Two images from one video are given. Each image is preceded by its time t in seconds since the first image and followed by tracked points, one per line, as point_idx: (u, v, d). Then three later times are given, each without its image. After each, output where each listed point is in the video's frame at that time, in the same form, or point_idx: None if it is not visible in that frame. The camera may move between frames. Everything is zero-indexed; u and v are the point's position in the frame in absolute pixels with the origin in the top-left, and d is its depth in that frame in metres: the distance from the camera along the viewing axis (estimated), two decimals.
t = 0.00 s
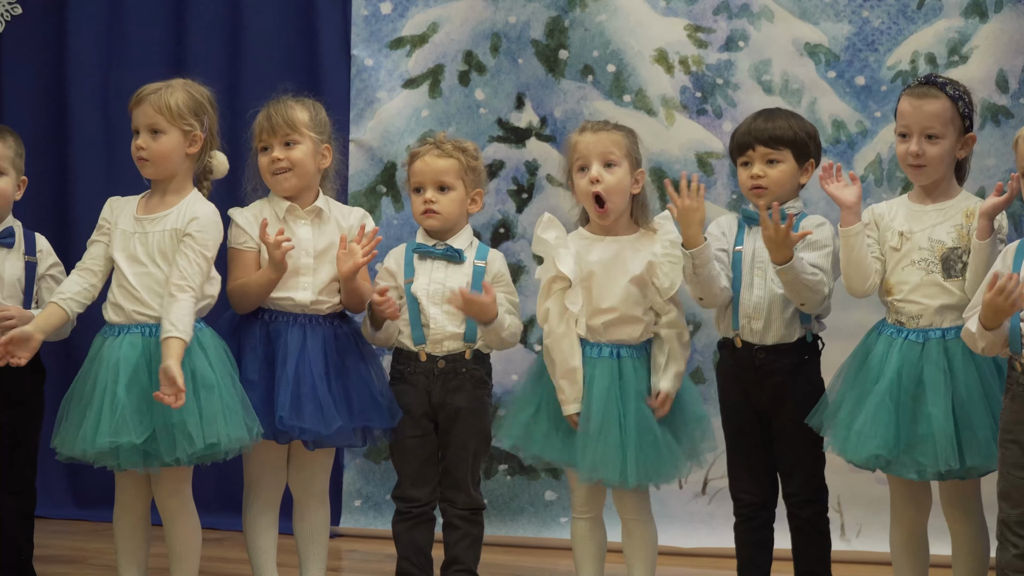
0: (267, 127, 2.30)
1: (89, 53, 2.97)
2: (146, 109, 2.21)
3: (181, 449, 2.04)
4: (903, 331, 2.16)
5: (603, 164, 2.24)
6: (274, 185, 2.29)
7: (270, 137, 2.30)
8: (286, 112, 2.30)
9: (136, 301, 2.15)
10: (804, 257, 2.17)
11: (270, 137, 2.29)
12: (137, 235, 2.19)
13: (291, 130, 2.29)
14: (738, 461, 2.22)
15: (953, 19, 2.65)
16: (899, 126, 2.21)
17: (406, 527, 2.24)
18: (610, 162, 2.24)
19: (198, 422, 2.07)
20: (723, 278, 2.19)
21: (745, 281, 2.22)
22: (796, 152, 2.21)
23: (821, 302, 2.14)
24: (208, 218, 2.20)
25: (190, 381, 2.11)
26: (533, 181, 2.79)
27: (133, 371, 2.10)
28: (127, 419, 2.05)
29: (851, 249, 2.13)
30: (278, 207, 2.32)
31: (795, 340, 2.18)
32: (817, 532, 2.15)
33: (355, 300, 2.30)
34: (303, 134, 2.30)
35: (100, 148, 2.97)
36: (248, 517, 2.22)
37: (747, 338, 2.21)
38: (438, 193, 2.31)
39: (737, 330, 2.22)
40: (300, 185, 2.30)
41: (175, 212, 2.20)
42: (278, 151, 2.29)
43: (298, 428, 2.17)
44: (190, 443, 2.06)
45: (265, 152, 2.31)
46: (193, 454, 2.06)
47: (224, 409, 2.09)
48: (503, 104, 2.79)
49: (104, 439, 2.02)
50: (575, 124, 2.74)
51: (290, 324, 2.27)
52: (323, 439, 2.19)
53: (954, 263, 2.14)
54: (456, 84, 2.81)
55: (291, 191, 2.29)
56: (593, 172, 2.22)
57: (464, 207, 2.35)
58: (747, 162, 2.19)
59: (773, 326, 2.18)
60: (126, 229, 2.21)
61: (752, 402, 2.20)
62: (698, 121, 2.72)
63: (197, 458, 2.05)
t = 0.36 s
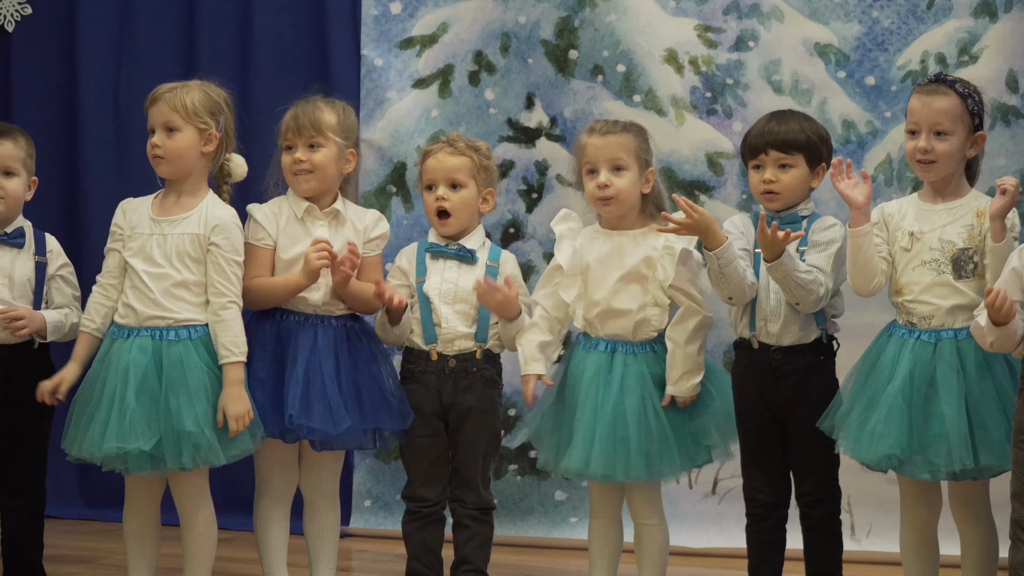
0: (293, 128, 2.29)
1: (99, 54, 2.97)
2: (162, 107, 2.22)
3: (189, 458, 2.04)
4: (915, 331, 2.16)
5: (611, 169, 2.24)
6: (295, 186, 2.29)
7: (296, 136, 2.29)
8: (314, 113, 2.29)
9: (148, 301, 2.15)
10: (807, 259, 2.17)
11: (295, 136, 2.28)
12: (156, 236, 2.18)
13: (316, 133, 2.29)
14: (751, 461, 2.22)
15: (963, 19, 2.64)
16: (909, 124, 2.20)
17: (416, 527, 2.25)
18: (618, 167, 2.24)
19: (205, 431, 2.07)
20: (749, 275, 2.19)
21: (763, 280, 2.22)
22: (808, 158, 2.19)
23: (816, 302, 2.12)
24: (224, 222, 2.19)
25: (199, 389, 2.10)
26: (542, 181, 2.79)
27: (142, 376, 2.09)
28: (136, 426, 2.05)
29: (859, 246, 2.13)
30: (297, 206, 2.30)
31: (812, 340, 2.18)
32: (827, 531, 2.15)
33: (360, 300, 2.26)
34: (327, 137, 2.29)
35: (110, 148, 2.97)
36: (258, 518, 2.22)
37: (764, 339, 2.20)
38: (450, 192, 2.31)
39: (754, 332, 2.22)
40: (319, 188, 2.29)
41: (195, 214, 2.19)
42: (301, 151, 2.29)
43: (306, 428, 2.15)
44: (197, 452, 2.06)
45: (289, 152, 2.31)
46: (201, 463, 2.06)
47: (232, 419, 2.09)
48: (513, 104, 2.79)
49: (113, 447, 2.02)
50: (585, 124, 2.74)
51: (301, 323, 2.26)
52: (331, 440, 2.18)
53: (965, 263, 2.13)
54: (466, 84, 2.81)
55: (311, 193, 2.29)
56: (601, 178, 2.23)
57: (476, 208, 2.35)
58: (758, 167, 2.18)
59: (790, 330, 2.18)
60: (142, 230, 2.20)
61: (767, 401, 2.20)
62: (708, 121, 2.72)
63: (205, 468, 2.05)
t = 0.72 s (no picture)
0: (301, 128, 2.25)
1: (107, 54, 2.97)
2: (169, 108, 2.21)
3: (212, 456, 2.03)
4: (927, 334, 2.16)
5: (608, 171, 2.21)
6: (286, 184, 2.26)
7: (303, 137, 2.25)
8: (324, 118, 2.25)
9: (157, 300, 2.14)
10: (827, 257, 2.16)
11: (302, 137, 2.24)
12: (166, 236, 2.18)
13: (323, 139, 2.26)
14: (762, 461, 2.22)
15: (973, 19, 2.64)
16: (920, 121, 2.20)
17: (425, 528, 2.25)
18: (615, 170, 2.21)
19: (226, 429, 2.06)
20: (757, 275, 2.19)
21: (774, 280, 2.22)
22: (817, 156, 2.19)
23: (839, 302, 2.12)
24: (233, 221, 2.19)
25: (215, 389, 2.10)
26: (552, 181, 2.79)
27: (157, 378, 2.08)
28: (156, 427, 2.03)
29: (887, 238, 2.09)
30: (292, 211, 2.27)
31: (825, 339, 2.18)
32: (838, 532, 2.15)
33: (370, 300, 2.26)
34: (333, 146, 2.26)
35: (118, 149, 2.97)
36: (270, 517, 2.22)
37: (776, 338, 2.20)
38: (459, 194, 2.31)
39: (767, 331, 2.21)
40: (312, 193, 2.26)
41: (202, 213, 2.20)
42: (304, 154, 2.25)
43: (358, 426, 2.15)
44: (219, 450, 2.05)
45: (291, 150, 2.27)
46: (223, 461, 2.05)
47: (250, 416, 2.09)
48: (523, 104, 2.79)
49: (137, 448, 1.99)
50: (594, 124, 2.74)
51: (329, 325, 2.25)
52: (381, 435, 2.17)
53: (980, 263, 2.13)
54: (475, 85, 2.81)
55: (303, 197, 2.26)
56: (596, 179, 2.20)
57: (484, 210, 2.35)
58: (768, 165, 2.18)
59: (802, 329, 2.18)
60: (149, 227, 2.19)
61: (778, 401, 2.20)
62: (717, 122, 2.72)
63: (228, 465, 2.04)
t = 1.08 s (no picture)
0: (321, 129, 2.24)
1: (116, 53, 2.97)
2: (171, 110, 2.21)
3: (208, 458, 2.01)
4: (939, 332, 2.15)
5: (608, 170, 2.21)
6: (305, 185, 2.24)
7: (322, 138, 2.24)
8: (344, 118, 2.25)
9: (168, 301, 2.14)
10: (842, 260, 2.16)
11: (323, 138, 2.23)
12: (171, 238, 2.16)
13: (343, 140, 2.25)
14: (775, 460, 2.23)
15: (983, 19, 2.64)
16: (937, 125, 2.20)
17: (437, 527, 2.25)
18: (615, 169, 2.21)
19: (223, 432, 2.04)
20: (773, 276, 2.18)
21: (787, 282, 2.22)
22: (833, 153, 2.19)
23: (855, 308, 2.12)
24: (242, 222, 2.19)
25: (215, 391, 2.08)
26: (563, 181, 2.79)
27: (160, 379, 2.07)
28: (154, 429, 2.02)
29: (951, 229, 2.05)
30: (310, 216, 2.26)
31: (840, 341, 2.19)
32: (852, 533, 2.15)
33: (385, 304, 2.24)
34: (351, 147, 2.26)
35: (127, 148, 2.98)
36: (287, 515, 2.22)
37: (791, 341, 2.21)
38: (470, 194, 2.31)
39: (782, 333, 2.22)
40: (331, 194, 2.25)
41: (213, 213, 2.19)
42: (323, 154, 2.23)
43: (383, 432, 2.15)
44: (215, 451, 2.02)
45: (310, 150, 2.25)
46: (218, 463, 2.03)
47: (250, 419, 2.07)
48: (533, 103, 2.79)
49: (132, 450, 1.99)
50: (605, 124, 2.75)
51: (346, 331, 2.23)
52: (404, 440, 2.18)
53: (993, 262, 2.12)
54: (486, 85, 2.81)
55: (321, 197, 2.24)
56: (596, 177, 2.21)
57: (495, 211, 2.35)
58: (783, 160, 2.18)
59: (817, 331, 2.18)
60: (156, 229, 2.18)
61: (791, 400, 2.20)
62: (727, 122, 2.72)
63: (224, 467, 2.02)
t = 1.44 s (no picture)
0: (338, 129, 2.25)
1: (125, 53, 2.97)
2: (183, 105, 2.19)
3: (251, 460, 2.05)
4: (953, 330, 2.14)
5: (629, 166, 2.20)
6: (324, 185, 2.24)
7: (338, 138, 2.25)
8: (359, 117, 2.25)
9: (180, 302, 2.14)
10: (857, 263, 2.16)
11: (339, 138, 2.25)
12: (187, 237, 2.17)
13: (359, 139, 2.26)
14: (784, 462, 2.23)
15: (993, 20, 2.63)
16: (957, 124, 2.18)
17: (445, 528, 2.25)
18: (636, 165, 2.20)
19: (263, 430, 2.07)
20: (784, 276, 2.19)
21: (798, 284, 2.22)
22: (846, 153, 2.20)
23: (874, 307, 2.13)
24: (254, 222, 2.19)
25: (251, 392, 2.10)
26: (572, 182, 2.79)
27: (194, 385, 2.09)
28: (196, 436, 2.04)
29: None
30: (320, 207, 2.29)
31: (852, 344, 2.19)
32: (862, 534, 2.15)
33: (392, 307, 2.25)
34: (368, 145, 2.26)
35: (135, 149, 2.98)
36: (296, 519, 2.23)
37: (801, 342, 2.21)
38: (479, 195, 2.30)
39: (793, 335, 2.22)
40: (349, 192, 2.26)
41: (225, 213, 2.19)
42: (341, 154, 2.25)
43: (324, 433, 2.16)
44: (255, 453, 2.06)
45: (327, 151, 2.26)
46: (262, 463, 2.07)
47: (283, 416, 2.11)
48: (543, 104, 2.79)
49: (180, 460, 2.01)
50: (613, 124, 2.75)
51: (324, 326, 2.25)
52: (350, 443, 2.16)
53: (1009, 257, 2.11)
54: (495, 86, 2.81)
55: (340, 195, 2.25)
56: (618, 174, 2.20)
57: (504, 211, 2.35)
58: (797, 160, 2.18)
59: (829, 332, 2.18)
60: (169, 232, 2.18)
61: (802, 401, 2.20)
62: (737, 122, 2.72)
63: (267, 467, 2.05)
